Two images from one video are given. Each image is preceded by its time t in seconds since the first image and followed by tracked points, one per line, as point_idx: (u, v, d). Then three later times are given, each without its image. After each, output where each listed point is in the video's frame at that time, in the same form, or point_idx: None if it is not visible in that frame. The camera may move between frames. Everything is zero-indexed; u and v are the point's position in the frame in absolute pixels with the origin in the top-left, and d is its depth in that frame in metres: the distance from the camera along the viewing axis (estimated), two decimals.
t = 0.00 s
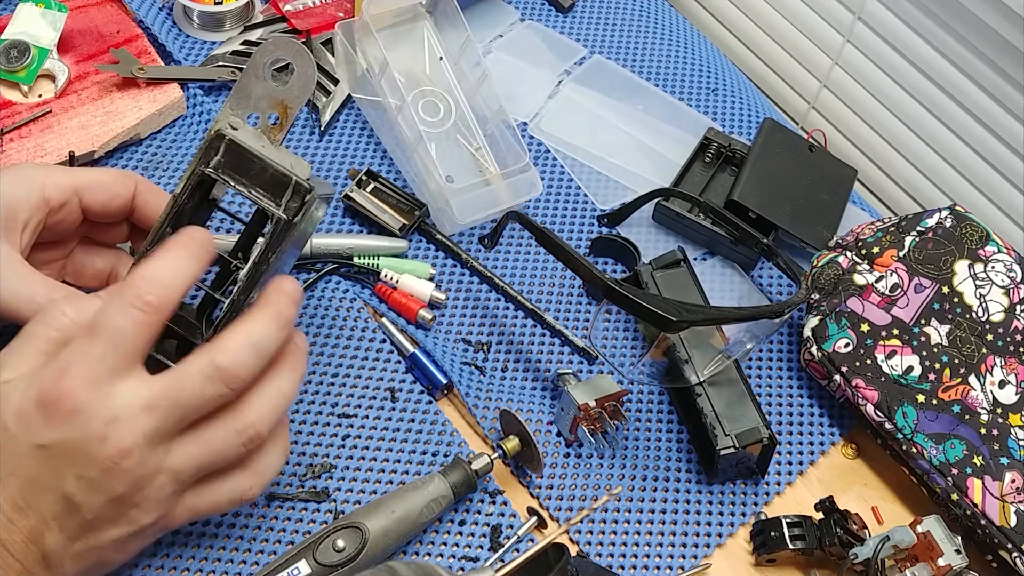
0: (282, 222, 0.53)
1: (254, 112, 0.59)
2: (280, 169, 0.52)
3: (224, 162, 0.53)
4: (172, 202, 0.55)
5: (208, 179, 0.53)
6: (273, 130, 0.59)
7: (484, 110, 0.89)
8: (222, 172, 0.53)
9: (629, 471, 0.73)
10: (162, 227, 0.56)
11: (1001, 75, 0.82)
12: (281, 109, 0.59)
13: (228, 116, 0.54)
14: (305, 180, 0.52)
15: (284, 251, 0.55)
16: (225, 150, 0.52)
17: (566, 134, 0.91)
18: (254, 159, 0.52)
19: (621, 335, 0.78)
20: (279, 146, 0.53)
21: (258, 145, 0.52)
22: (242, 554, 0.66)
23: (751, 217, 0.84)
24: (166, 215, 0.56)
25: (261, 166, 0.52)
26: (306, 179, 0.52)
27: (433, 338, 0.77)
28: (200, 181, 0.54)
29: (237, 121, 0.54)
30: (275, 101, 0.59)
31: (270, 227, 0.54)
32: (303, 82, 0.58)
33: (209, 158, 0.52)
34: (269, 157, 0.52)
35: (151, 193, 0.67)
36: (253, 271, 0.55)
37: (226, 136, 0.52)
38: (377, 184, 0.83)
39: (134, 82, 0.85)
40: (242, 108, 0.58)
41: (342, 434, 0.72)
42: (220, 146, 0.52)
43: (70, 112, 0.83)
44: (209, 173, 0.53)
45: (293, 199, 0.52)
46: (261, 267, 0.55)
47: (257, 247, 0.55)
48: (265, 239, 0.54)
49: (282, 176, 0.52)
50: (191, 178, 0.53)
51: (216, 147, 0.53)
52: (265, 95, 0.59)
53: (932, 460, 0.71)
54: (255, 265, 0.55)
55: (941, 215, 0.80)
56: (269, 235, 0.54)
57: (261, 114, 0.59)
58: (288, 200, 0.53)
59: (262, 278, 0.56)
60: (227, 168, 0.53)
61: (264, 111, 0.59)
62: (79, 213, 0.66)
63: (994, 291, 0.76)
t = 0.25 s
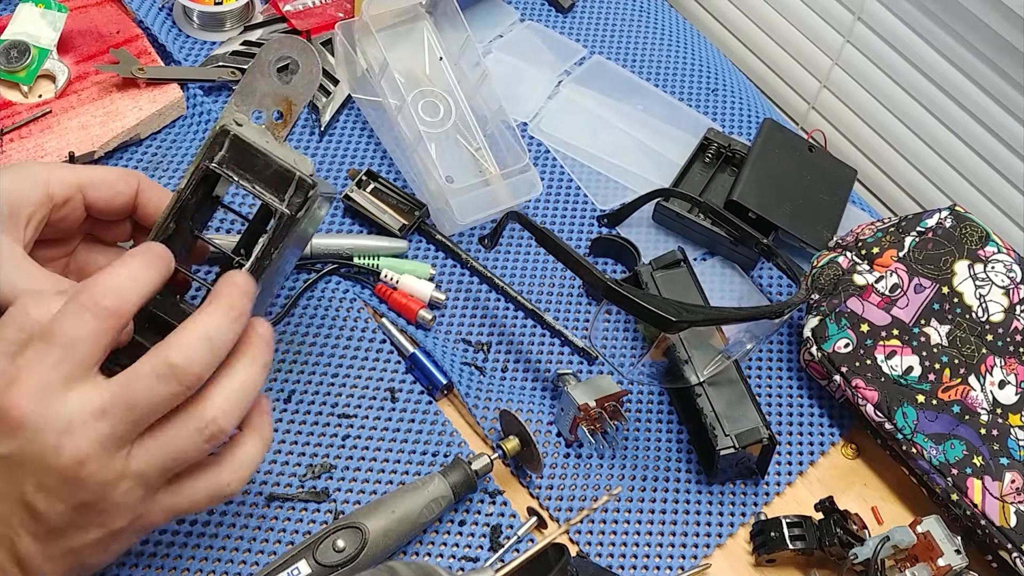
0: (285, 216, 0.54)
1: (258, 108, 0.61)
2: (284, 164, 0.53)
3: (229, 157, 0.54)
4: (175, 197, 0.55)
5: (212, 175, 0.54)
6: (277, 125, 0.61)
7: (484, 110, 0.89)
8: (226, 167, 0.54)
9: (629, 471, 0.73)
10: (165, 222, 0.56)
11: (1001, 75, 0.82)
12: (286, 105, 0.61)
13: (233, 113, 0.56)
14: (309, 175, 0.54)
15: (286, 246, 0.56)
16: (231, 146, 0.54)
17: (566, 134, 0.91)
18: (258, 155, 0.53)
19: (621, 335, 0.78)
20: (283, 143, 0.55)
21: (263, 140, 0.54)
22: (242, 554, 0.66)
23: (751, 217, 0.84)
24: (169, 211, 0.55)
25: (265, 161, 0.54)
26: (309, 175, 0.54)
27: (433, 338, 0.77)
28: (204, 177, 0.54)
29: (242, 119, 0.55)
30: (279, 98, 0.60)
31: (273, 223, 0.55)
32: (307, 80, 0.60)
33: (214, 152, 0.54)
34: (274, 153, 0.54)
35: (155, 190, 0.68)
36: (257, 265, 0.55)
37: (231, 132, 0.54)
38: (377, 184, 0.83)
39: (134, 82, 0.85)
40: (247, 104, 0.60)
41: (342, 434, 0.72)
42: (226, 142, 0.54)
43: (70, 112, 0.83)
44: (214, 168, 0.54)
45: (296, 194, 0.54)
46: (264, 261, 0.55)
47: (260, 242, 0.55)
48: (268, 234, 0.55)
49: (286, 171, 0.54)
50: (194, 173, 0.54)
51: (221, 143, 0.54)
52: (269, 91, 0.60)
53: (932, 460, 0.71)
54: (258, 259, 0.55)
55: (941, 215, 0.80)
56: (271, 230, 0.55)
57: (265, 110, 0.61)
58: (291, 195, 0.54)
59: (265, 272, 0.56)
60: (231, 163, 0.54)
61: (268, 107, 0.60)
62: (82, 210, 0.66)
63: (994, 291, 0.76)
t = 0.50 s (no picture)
0: (309, 239, 0.53)
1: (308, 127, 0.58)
2: (319, 188, 0.52)
3: (268, 169, 0.54)
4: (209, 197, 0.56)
5: (250, 183, 0.54)
6: (322, 149, 0.58)
7: (484, 110, 0.88)
8: (263, 178, 0.54)
9: (629, 471, 0.73)
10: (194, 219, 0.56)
11: (1001, 75, 0.82)
12: (334, 131, 0.58)
13: (288, 127, 0.56)
14: (340, 203, 0.52)
15: (307, 265, 0.55)
16: (272, 158, 0.53)
17: (567, 134, 0.91)
18: (296, 173, 0.53)
19: (621, 335, 0.78)
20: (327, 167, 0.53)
21: (305, 160, 0.53)
22: (242, 554, 0.66)
23: (751, 217, 0.84)
24: (201, 209, 0.56)
25: (302, 181, 0.53)
26: (342, 202, 0.52)
27: (433, 338, 0.77)
28: (242, 184, 0.55)
29: (291, 133, 0.55)
30: (332, 122, 0.58)
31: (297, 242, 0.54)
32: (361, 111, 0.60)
33: (255, 162, 0.54)
34: (312, 175, 0.52)
35: (187, 182, 0.68)
36: (272, 279, 0.55)
37: (275, 145, 0.53)
38: (377, 184, 0.84)
39: (134, 82, 0.85)
40: (298, 122, 0.57)
41: (342, 434, 0.72)
42: (269, 153, 0.53)
43: (70, 112, 0.83)
44: (252, 177, 0.54)
45: (325, 219, 0.52)
46: (277, 278, 0.55)
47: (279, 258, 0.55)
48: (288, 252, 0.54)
49: (319, 194, 0.52)
50: (232, 179, 0.54)
51: (264, 154, 0.54)
52: (322, 114, 0.58)
53: (932, 460, 0.71)
54: (274, 274, 0.55)
55: (941, 215, 0.80)
56: (293, 249, 0.54)
57: (314, 131, 0.58)
58: (320, 218, 0.52)
59: (277, 289, 0.56)
60: (270, 175, 0.54)
61: (320, 128, 0.58)
62: (115, 202, 0.67)
63: (994, 291, 0.76)
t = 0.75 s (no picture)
0: (326, 264, 0.55)
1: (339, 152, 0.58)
2: (345, 217, 0.54)
3: (295, 190, 0.55)
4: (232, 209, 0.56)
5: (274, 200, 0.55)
6: (351, 175, 0.58)
7: (484, 111, 0.88)
8: (289, 198, 0.55)
9: (629, 471, 0.73)
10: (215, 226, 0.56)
11: (1001, 74, 0.82)
12: (364, 158, 0.58)
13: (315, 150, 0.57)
14: (364, 233, 0.54)
15: (318, 288, 0.57)
16: (301, 178, 0.55)
17: (567, 134, 0.91)
18: (324, 198, 0.54)
19: (621, 335, 0.79)
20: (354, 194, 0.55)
21: (334, 186, 0.55)
22: (242, 554, 0.66)
23: (751, 217, 0.84)
24: (222, 219, 0.56)
25: (328, 206, 0.54)
26: (365, 232, 0.54)
27: (433, 338, 0.77)
28: (265, 200, 0.55)
29: (320, 155, 0.56)
30: (363, 149, 0.58)
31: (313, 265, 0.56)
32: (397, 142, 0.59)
33: (282, 181, 0.55)
34: (339, 202, 0.54)
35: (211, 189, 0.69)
36: (282, 299, 0.57)
37: (306, 167, 0.54)
38: (377, 184, 0.84)
39: (134, 82, 0.85)
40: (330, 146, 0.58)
41: (342, 434, 0.72)
42: (297, 174, 0.55)
43: (70, 112, 0.83)
44: (277, 195, 0.55)
45: (344, 246, 0.54)
46: (289, 297, 0.57)
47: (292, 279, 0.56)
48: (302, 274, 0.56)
49: (343, 222, 0.54)
50: (256, 194, 0.55)
51: (292, 173, 0.55)
52: (355, 140, 0.58)
53: (932, 460, 0.71)
54: (286, 294, 0.56)
55: (941, 215, 0.80)
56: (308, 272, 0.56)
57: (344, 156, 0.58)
58: (340, 245, 0.54)
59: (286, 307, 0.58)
60: (295, 196, 0.55)
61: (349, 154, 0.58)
62: (140, 204, 0.66)
63: (994, 291, 0.76)
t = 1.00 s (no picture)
0: (317, 249, 0.55)
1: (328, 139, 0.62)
2: (334, 202, 0.55)
3: (285, 177, 0.55)
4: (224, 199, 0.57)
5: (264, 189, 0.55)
6: (340, 162, 0.62)
7: (484, 111, 0.89)
8: (279, 185, 0.55)
9: (629, 471, 0.73)
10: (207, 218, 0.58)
11: (1001, 75, 0.82)
12: (353, 145, 0.62)
13: (303, 141, 0.58)
14: (353, 219, 0.55)
15: (308, 274, 0.57)
16: (291, 166, 0.55)
17: (567, 134, 0.91)
18: (314, 184, 0.55)
19: (621, 335, 0.78)
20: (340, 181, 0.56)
21: (323, 172, 0.55)
22: (242, 554, 0.66)
23: (751, 218, 0.84)
24: (213, 210, 0.57)
25: (317, 192, 0.55)
26: (354, 218, 0.55)
27: (433, 338, 0.77)
28: (255, 189, 0.56)
29: (308, 143, 0.57)
30: (351, 136, 0.62)
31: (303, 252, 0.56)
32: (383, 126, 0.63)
33: (272, 169, 0.55)
34: (329, 188, 0.55)
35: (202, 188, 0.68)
36: (273, 287, 0.57)
37: (295, 155, 0.55)
38: (377, 184, 0.84)
39: (134, 82, 0.85)
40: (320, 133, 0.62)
41: (342, 434, 0.72)
42: (287, 161, 0.55)
43: (70, 112, 0.83)
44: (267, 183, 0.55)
45: (334, 232, 0.55)
46: (281, 285, 0.57)
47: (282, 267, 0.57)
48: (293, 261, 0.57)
49: (332, 208, 0.55)
50: (248, 183, 0.55)
51: (281, 161, 0.55)
52: (343, 128, 0.63)
53: (933, 460, 0.71)
54: (277, 281, 0.57)
55: (941, 215, 0.80)
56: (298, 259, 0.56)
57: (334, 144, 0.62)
58: (329, 231, 0.55)
59: (277, 295, 0.58)
60: (286, 183, 0.55)
61: (338, 141, 0.62)
62: (133, 207, 0.67)
63: (994, 291, 0.76)
